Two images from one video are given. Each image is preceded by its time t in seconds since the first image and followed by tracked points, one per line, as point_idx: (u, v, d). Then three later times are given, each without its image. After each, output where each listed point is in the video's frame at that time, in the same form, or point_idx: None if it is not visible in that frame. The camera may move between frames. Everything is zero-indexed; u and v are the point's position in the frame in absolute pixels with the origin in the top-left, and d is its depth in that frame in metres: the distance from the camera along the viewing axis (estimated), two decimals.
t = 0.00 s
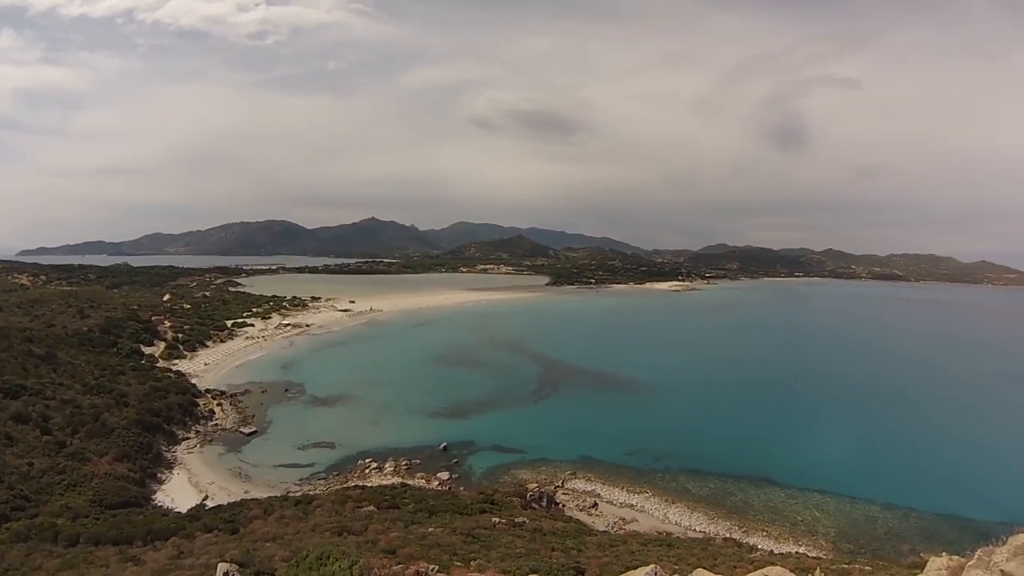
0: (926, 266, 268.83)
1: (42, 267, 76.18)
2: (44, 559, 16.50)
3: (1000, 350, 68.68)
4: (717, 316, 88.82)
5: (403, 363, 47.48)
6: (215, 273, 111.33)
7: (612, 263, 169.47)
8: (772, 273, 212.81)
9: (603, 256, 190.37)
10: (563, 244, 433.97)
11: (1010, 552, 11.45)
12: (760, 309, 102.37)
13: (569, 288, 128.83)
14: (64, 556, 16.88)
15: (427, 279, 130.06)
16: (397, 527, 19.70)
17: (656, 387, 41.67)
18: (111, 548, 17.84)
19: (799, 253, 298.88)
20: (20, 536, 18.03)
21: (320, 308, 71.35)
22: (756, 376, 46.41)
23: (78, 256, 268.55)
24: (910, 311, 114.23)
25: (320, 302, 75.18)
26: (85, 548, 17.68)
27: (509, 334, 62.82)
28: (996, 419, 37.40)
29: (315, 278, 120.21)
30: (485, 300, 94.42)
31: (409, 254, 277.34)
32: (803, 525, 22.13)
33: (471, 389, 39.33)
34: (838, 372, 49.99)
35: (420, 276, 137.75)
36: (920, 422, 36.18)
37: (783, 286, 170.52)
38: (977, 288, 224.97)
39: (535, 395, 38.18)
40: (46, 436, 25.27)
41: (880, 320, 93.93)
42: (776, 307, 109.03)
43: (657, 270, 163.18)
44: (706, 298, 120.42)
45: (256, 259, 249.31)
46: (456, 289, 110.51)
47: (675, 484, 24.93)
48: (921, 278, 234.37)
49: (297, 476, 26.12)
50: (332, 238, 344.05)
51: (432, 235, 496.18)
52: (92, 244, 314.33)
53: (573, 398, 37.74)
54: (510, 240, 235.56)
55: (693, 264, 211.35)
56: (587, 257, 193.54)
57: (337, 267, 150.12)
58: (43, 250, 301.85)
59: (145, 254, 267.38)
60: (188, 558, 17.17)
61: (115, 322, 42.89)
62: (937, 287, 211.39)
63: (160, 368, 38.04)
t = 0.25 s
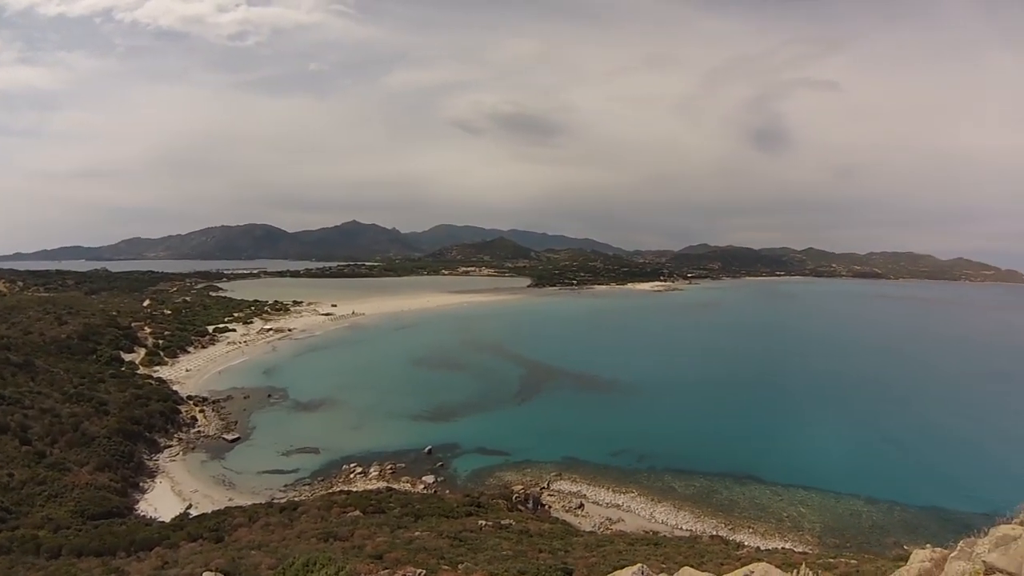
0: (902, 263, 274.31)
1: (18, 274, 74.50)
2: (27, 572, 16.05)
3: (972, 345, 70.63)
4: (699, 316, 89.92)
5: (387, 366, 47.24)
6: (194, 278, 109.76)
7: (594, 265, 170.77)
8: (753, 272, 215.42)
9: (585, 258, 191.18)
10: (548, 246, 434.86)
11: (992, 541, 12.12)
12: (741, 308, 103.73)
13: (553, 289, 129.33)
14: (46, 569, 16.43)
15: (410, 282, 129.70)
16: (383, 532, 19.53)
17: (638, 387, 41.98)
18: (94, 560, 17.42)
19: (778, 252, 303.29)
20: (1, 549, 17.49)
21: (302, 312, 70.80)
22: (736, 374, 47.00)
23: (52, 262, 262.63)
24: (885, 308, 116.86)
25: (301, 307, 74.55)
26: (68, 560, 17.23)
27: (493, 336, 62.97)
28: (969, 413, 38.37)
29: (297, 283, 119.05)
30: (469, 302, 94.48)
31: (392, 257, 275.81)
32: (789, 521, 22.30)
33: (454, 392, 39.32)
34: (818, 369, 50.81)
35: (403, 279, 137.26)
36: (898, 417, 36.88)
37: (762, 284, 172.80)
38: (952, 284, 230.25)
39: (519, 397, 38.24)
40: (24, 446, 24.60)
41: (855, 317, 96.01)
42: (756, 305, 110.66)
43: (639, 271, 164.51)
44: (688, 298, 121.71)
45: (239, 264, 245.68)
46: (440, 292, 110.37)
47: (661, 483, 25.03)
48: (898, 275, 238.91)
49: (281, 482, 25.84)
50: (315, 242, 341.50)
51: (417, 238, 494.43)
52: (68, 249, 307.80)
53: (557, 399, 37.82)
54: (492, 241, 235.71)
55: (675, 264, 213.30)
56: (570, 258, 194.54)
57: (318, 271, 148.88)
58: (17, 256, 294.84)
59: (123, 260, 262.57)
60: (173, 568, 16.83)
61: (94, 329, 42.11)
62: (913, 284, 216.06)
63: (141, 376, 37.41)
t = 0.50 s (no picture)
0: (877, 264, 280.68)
1: None
2: None
3: (942, 342, 72.75)
4: (679, 316, 91.01)
5: (368, 369, 46.98)
6: (172, 281, 107.90)
7: (574, 267, 171.96)
8: (732, 273, 218.65)
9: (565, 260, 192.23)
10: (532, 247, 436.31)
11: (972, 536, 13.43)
12: (721, 308, 105.04)
13: (535, 291, 129.85)
14: None
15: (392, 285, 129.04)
16: (365, 536, 19.37)
17: (617, 388, 42.26)
18: (72, 570, 16.94)
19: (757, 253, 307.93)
20: None
21: (282, 315, 70.14)
22: (715, 375, 47.54)
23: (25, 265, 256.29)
24: (858, 307, 119.81)
25: (282, 309, 73.85)
26: (45, 571, 16.73)
27: (474, 338, 63.04)
28: (941, 408, 39.34)
29: (276, 286, 117.56)
30: (451, 305, 94.43)
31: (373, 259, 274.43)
32: (771, 519, 22.42)
33: (434, 394, 39.26)
34: (795, 368, 51.68)
35: (384, 281, 136.56)
36: (873, 414, 37.63)
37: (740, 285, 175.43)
38: (924, 283, 236.35)
39: (499, 399, 38.30)
40: None
41: (830, 316, 98.21)
42: (734, 306, 112.44)
43: (620, 273, 166.00)
44: (668, 299, 123.10)
45: (220, 266, 242.60)
46: (422, 295, 110.08)
47: (643, 484, 25.14)
48: (874, 275, 244.43)
49: (262, 487, 25.53)
50: (296, 245, 338.22)
51: (401, 240, 492.43)
52: (42, 252, 300.69)
53: (538, 401, 37.88)
54: (474, 243, 235.67)
55: (655, 266, 215.55)
56: (550, 261, 195.40)
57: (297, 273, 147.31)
58: None
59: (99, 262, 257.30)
60: None
61: (70, 333, 41.29)
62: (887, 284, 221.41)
63: (118, 381, 36.71)
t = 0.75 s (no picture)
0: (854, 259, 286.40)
1: None
2: None
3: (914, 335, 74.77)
4: (660, 313, 91.91)
5: (350, 370, 46.67)
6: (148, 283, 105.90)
7: (554, 265, 172.90)
8: (713, 270, 221.41)
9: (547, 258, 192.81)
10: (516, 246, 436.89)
11: (948, 524, 14.33)
12: (703, 305, 106.13)
13: (518, 290, 130.16)
14: None
15: (374, 285, 128.21)
16: (350, 538, 19.20)
17: (598, 385, 42.54)
18: None
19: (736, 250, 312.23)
20: None
21: (262, 317, 69.43)
22: (696, 371, 48.08)
23: None
24: (834, 302, 122.43)
25: (262, 311, 73.05)
26: None
27: (456, 338, 63.11)
28: (915, 401, 40.30)
29: (256, 287, 116.01)
30: (434, 304, 94.29)
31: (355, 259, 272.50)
32: (754, 512, 22.60)
33: (416, 394, 39.23)
34: (774, 363, 52.48)
35: (365, 282, 135.67)
36: (850, 408, 38.35)
37: (718, 282, 177.87)
38: (899, 278, 241.94)
39: (481, 397, 38.38)
40: None
41: (806, 311, 100.26)
42: (714, 302, 114.04)
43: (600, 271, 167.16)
44: (649, 296, 124.25)
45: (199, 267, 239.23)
46: (404, 294, 109.70)
47: (627, 481, 25.27)
48: (851, 270, 249.38)
49: (245, 491, 25.24)
50: (277, 245, 334.64)
51: (385, 240, 489.42)
52: (15, 255, 293.65)
53: (520, 400, 37.91)
54: (455, 242, 235.24)
55: (635, 264, 217.46)
56: (527, 259, 196.57)
57: (277, 274, 145.47)
58: None
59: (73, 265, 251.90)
60: None
61: (46, 338, 40.48)
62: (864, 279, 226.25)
63: (96, 386, 35.98)
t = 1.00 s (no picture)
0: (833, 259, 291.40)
1: None
2: None
3: (890, 332, 76.62)
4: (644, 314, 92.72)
5: (335, 375, 46.41)
6: (126, 289, 104.13)
7: (537, 267, 173.97)
8: (696, 271, 223.74)
9: (530, 261, 193.32)
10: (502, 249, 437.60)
11: (931, 519, 15.08)
12: (686, 306, 107.35)
13: (503, 292, 130.39)
14: None
15: (357, 290, 127.33)
16: (337, 544, 19.02)
17: (582, 387, 42.77)
18: None
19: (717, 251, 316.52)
20: None
21: (245, 322, 68.81)
22: (679, 371, 48.48)
23: None
24: (812, 301, 124.79)
25: (245, 316, 72.41)
26: None
27: (441, 341, 63.13)
28: (893, 397, 41.13)
29: (237, 292, 114.47)
30: (419, 308, 94.11)
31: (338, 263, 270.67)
32: (740, 511, 22.74)
33: (400, 398, 39.16)
34: (755, 363, 53.18)
35: (348, 286, 134.70)
36: (830, 405, 38.94)
37: (699, 283, 180.33)
38: (878, 277, 246.90)
39: (466, 401, 38.39)
40: None
41: (785, 311, 102.06)
42: (695, 303, 115.50)
43: (583, 272, 168.57)
44: (631, 298, 125.25)
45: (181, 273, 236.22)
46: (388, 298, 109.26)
47: (612, 482, 25.34)
48: (832, 270, 253.63)
49: (230, 499, 24.96)
50: (260, 249, 331.24)
51: (371, 244, 486.60)
52: None
53: (504, 403, 37.95)
54: (439, 245, 234.60)
55: (618, 265, 219.49)
56: (511, 262, 197.42)
57: (258, 279, 143.73)
58: None
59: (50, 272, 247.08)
60: None
61: (24, 346, 39.69)
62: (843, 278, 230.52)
63: (75, 394, 35.29)
